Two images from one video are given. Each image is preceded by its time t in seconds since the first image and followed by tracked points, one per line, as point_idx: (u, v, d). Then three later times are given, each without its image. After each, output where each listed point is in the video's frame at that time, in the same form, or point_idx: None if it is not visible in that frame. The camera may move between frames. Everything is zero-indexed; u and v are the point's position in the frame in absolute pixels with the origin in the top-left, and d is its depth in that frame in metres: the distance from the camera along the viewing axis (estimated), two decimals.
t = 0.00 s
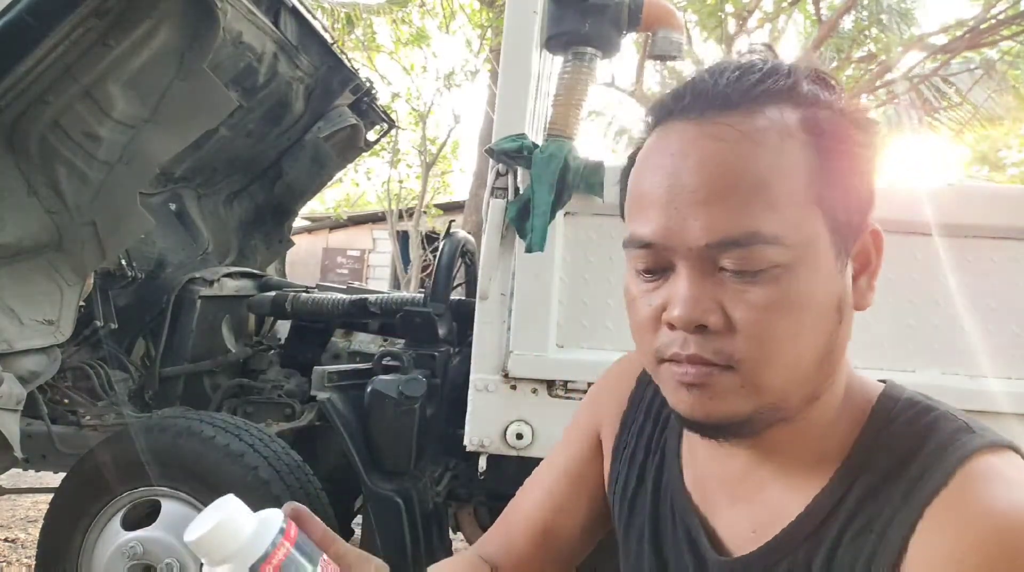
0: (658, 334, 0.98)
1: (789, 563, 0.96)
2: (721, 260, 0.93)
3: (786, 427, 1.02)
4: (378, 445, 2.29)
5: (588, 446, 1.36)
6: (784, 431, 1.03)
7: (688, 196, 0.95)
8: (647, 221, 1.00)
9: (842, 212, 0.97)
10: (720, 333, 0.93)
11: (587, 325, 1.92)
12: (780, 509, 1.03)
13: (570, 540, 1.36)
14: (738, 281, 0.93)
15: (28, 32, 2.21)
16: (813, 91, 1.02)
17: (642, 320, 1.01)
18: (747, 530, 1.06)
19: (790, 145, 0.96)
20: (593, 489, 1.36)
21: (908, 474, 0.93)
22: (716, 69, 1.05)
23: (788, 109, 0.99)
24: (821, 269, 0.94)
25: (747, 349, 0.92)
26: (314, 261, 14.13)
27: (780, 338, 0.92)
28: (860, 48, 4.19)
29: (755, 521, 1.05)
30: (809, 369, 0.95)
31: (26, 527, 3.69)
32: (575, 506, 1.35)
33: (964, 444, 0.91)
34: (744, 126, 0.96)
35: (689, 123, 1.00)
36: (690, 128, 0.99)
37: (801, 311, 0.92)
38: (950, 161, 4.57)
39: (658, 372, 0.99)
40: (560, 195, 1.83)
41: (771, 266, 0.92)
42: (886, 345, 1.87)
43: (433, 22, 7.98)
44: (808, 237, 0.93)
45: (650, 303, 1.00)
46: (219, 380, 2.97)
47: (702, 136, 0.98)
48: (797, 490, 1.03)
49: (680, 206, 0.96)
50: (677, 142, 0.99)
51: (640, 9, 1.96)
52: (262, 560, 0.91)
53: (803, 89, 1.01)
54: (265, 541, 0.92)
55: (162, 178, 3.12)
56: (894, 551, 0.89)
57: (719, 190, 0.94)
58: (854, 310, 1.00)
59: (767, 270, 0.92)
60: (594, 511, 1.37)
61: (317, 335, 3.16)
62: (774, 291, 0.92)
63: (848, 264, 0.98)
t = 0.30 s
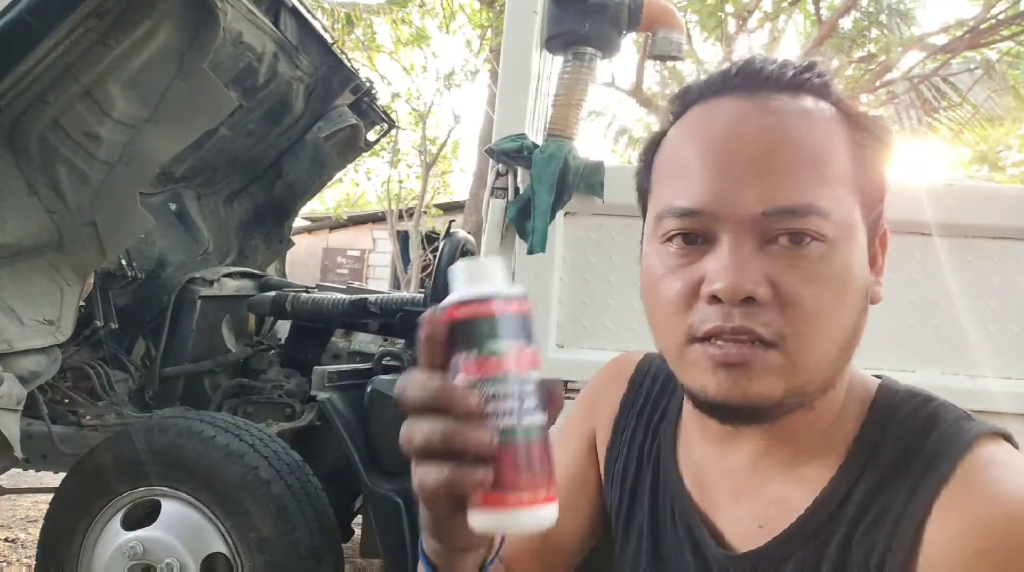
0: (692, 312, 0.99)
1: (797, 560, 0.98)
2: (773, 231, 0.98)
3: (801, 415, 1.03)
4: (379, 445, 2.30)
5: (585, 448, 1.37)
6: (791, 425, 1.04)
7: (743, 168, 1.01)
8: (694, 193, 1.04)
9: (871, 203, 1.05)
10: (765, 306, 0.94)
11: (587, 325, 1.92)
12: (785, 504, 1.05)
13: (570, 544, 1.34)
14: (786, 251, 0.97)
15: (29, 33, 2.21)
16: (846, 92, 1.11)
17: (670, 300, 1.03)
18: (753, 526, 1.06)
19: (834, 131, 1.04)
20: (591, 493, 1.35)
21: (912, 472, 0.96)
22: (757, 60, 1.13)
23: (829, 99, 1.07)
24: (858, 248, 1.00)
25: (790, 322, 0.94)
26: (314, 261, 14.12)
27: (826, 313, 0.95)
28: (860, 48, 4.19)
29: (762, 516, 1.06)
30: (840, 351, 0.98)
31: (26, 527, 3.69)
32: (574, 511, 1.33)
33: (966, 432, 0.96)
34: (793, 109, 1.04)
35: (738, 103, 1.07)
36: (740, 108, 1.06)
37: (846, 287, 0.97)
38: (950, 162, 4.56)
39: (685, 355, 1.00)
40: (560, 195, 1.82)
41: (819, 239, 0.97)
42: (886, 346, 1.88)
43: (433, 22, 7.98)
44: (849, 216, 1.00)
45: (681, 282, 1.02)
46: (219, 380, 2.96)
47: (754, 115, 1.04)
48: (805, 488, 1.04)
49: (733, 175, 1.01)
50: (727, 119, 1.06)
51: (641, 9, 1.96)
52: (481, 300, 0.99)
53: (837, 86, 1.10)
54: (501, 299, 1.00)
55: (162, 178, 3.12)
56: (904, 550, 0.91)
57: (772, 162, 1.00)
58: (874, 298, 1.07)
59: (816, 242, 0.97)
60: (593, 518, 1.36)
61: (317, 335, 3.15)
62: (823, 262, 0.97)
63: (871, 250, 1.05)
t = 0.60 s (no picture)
0: (699, 299, 0.99)
1: (812, 558, 0.98)
2: (777, 216, 0.98)
3: (809, 404, 1.04)
4: (378, 445, 2.30)
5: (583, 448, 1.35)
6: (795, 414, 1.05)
7: (747, 151, 1.01)
8: (699, 179, 1.04)
9: (875, 196, 1.06)
10: (772, 288, 0.94)
11: (587, 325, 1.92)
12: (796, 501, 1.04)
13: (571, 549, 1.31)
14: (792, 235, 0.97)
15: (28, 32, 2.21)
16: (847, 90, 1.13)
17: (677, 289, 1.03)
18: (764, 523, 1.05)
19: (836, 120, 1.05)
20: (588, 494, 1.33)
21: (923, 474, 0.96)
22: (759, 56, 1.15)
23: (829, 92, 1.09)
24: (864, 235, 1.00)
25: (797, 305, 0.93)
26: (314, 261, 14.12)
27: (833, 296, 0.94)
28: (860, 49, 4.19)
29: (773, 515, 1.05)
30: (848, 340, 0.97)
31: (26, 527, 3.69)
32: (572, 513, 1.31)
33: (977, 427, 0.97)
34: (796, 98, 1.05)
35: (741, 94, 1.08)
36: (743, 97, 1.07)
37: (855, 271, 0.97)
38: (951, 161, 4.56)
39: (692, 343, 0.99)
40: (559, 197, 1.84)
41: (824, 223, 0.97)
42: (888, 345, 1.87)
43: (433, 23, 7.98)
44: (854, 203, 1.00)
45: (688, 270, 1.02)
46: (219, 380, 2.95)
47: (758, 102, 1.05)
48: (815, 486, 1.04)
49: (737, 159, 1.01)
50: (731, 107, 1.07)
51: (640, 9, 1.95)
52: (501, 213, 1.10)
53: (837, 82, 1.12)
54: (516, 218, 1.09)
55: (161, 178, 3.12)
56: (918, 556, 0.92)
57: (776, 147, 1.00)
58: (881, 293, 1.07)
59: (821, 226, 0.97)
60: (595, 519, 1.32)
61: (317, 335, 3.15)
62: (829, 245, 0.96)
63: (876, 243, 1.05)
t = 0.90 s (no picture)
0: (698, 305, 1.00)
1: (817, 557, 0.98)
2: (775, 225, 0.97)
3: (818, 410, 1.02)
4: (379, 445, 2.31)
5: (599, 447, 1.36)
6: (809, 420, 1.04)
7: (746, 159, 1.01)
8: (699, 187, 1.04)
9: (884, 200, 1.04)
10: (770, 296, 0.94)
11: (587, 325, 1.92)
12: (805, 501, 1.04)
13: (584, 546, 1.33)
14: (789, 245, 0.96)
15: (28, 32, 2.21)
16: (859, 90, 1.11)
17: (677, 293, 1.03)
18: (770, 523, 1.06)
19: (841, 124, 1.03)
20: (602, 491, 1.34)
21: (930, 476, 0.95)
22: (770, 56, 1.14)
23: (836, 93, 1.07)
24: (868, 242, 0.99)
25: (796, 313, 0.93)
26: (314, 261, 14.12)
27: (833, 303, 0.94)
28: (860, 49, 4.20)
29: (780, 514, 1.05)
30: (852, 345, 0.96)
31: (26, 527, 3.69)
32: (587, 511, 1.33)
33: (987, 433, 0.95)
34: (801, 101, 1.03)
35: (746, 96, 1.07)
36: (746, 102, 1.06)
37: (857, 278, 0.96)
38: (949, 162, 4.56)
39: (694, 347, 1.00)
40: (559, 197, 1.84)
41: (825, 232, 0.96)
42: (888, 345, 1.87)
43: (433, 23, 7.98)
44: (859, 209, 0.99)
45: (691, 274, 1.02)
46: (219, 380, 2.95)
47: (761, 107, 1.04)
48: (824, 485, 1.03)
49: (737, 167, 1.01)
50: (733, 114, 1.06)
51: (641, 9, 1.95)
52: (415, 200, 1.16)
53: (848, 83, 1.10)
54: (428, 192, 1.17)
55: (162, 178, 3.12)
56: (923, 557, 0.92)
57: (775, 155, 0.99)
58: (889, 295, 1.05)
59: (822, 235, 0.96)
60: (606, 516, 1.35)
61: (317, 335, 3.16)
62: (829, 253, 0.95)
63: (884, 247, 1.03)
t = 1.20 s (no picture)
0: (702, 308, 1.00)
1: (818, 554, 0.97)
2: (777, 230, 0.96)
3: (823, 411, 1.01)
4: (378, 446, 2.29)
5: (606, 445, 1.36)
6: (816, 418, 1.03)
7: (748, 163, 0.99)
8: (701, 191, 1.03)
9: (892, 199, 1.02)
10: (772, 302, 0.93)
11: (587, 325, 1.92)
12: (810, 498, 1.03)
13: (588, 544, 1.33)
14: (792, 250, 0.95)
15: (29, 33, 2.20)
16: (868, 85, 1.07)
17: (682, 297, 1.03)
18: (775, 518, 1.05)
19: (849, 123, 1.00)
20: (607, 490, 1.34)
21: (926, 475, 0.95)
22: (777, 52, 1.11)
23: (844, 91, 1.04)
24: (874, 245, 0.97)
25: (798, 318, 0.92)
26: (314, 261, 14.12)
27: (835, 309, 0.93)
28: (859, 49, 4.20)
29: (787, 510, 1.05)
30: (857, 347, 0.96)
31: (26, 527, 3.69)
32: (592, 510, 1.33)
33: (993, 428, 0.94)
34: (807, 101, 1.01)
35: (750, 96, 1.05)
36: (750, 102, 1.04)
37: (860, 283, 0.94)
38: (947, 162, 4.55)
39: (699, 351, 1.00)
40: (559, 197, 1.84)
41: (829, 237, 0.94)
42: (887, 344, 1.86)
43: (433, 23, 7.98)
44: (864, 213, 0.97)
45: (696, 277, 1.02)
46: (219, 380, 2.98)
47: (765, 108, 1.02)
48: (827, 482, 1.03)
49: (738, 171, 0.99)
50: (736, 115, 1.04)
51: (641, 9, 1.95)
52: None
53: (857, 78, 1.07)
54: None
55: (161, 178, 3.12)
56: (924, 553, 0.91)
57: (778, 159, 0.97)
58: (896, 296, 1.04)
59: (824, 241, 0.94)
60: (610, 514, 1.35)
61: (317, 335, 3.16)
62: (831, 259, 0.94)
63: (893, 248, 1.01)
